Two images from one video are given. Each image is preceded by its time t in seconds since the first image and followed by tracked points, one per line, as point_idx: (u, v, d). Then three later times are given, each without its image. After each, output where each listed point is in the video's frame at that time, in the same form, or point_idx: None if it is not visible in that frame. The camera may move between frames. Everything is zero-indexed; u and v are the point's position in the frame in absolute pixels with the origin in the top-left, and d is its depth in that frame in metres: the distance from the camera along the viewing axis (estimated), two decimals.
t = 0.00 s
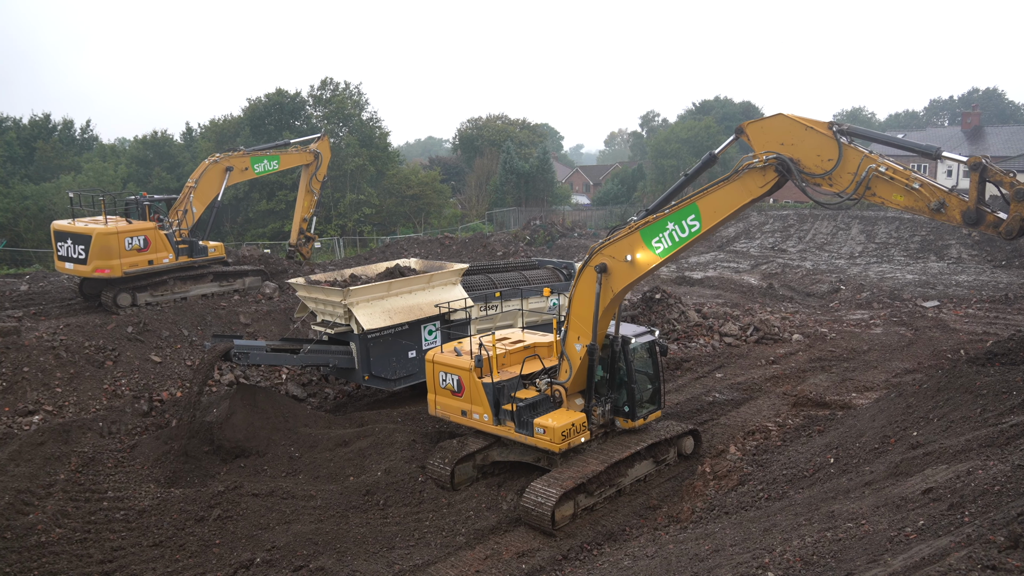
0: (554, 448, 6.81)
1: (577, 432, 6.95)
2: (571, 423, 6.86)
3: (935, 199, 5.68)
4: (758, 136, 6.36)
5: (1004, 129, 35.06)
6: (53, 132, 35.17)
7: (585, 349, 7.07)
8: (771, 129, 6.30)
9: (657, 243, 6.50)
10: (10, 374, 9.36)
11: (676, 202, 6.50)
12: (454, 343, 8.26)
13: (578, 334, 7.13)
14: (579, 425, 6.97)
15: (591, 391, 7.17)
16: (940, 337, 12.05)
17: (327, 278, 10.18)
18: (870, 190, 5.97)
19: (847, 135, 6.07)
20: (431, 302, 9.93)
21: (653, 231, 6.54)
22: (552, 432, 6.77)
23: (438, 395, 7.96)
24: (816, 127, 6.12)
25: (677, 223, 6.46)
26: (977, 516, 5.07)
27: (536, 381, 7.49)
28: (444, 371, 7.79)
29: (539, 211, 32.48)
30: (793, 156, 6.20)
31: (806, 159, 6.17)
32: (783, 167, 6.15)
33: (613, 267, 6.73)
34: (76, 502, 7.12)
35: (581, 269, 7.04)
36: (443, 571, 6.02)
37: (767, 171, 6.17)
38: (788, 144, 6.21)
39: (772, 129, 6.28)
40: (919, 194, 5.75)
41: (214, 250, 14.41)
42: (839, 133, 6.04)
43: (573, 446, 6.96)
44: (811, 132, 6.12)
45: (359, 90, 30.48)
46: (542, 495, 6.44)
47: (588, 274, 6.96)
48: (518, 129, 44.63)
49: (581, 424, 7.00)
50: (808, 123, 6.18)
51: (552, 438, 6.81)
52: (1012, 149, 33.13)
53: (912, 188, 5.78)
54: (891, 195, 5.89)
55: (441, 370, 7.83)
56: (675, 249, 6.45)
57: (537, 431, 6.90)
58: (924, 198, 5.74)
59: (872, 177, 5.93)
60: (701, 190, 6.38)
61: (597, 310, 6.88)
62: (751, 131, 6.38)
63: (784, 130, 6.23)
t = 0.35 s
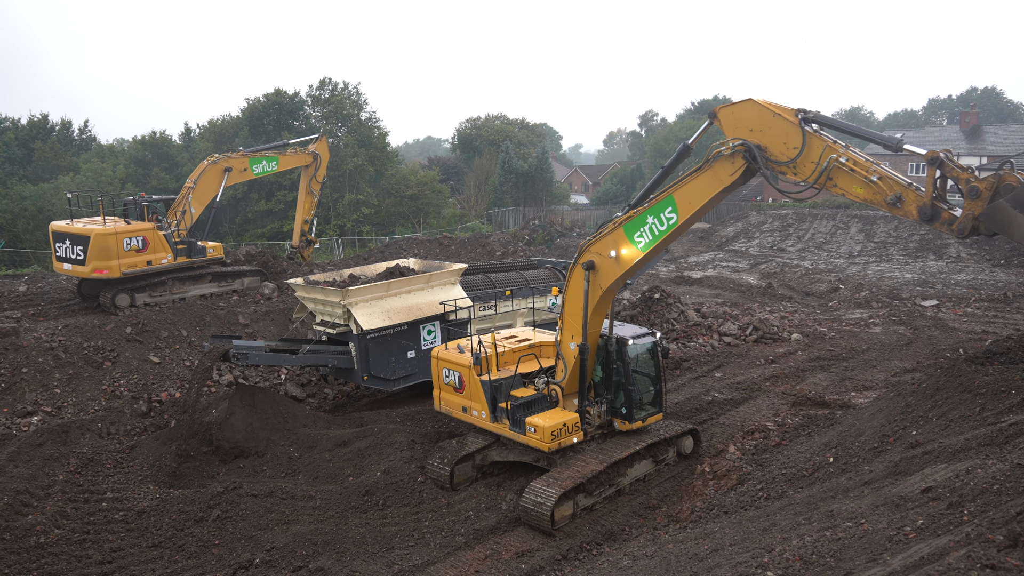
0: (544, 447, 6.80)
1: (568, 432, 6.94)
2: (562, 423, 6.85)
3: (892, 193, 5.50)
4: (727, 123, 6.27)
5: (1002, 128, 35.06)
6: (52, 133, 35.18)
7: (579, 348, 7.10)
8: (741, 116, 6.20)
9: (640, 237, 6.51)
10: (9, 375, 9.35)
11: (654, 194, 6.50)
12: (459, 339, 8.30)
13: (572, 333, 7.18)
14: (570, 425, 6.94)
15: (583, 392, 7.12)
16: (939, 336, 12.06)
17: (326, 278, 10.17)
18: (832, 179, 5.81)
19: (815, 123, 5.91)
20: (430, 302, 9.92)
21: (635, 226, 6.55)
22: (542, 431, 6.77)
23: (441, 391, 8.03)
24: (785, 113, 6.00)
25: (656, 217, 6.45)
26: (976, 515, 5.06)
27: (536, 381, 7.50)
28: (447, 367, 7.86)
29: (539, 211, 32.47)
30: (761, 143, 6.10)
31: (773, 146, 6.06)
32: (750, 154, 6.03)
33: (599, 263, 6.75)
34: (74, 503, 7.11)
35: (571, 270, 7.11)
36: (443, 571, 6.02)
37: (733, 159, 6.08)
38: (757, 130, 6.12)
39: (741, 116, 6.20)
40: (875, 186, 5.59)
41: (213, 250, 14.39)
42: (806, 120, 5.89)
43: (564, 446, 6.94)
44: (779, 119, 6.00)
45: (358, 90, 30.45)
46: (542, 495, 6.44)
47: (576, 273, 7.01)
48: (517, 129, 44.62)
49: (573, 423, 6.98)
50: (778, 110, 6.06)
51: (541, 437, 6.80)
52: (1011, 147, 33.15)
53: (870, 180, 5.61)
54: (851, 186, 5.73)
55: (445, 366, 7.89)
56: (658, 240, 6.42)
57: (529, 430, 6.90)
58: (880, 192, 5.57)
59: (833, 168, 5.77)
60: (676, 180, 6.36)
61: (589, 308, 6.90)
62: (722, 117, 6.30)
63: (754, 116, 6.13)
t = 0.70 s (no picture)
0: (532, 445, 6.86)
1: (558, 432, 6.96)
2: (551, 422, 6.88)
3: (830, 189, 5.27)
4: (690, 112, 6.17)
5: (1001, 129, 35.06)
6: (51, 133, 35.20)
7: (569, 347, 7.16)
8: (705, 103, 6.08)
9: (620, 232, 6.54)
10: (7, 375, 9.34)
11: (628, 190, 6.52)
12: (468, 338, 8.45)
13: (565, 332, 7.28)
14: (559, 425, 6.96)
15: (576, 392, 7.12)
16: (938, 336, 12.07)
17: (325, 278, 10.17)
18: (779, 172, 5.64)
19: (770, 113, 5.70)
20: (430, 302, 9.91)
21: (615, 222, 6.62)
22: (529, 430, 6.83)
23: (450, 387, 8.24)
24: (742, 101, 5.84)
25: (632, 211, 6.45)
26: (975, 516, 5.07)
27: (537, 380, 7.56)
28: (454, 364, 8.07)
29: (538, 211, 32.47)
30: (718, 132, 5.96)
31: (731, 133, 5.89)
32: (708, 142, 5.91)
33: (583, 261, 6.86)
34: (73, 503, 7.11)
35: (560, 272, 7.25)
36: (442, 571, 6.02)
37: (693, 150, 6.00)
38: (716, 117, 5.98)
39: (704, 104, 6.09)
40: (816, 182, 5.37)
41: (212, 250, 14.38)
42: (760, 108, 5.71)
43: (553, 446, 6.96)
44: (736, 107, 5.84)
45: (357, 90, 30.46)
46: (541, 495, 6.44)
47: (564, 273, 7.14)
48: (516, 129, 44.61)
49: (563, 423, 6.99)
50: (737, 97, 5.89)
51: (529, 436, 6.86)
52: (1010, 148, 33.17)
53: (812, 175, 5.39)
54: (797, 180, 5.54)
55: (452, 363, 8.10)
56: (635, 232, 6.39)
57: (519, 428, 6.97)
58: (820, 188, 5.34)
59: (780, 161, 5.59)
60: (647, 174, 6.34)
61: (578, 305, 6.98)
62: (686, 105, 6.21)
63: (715, 104, 6.00)
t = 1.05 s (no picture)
0: (519, 443, 6.97)
1: (546, 432, 7.02)
2: (538, 422, 6.96)
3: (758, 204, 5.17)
4: (654, 109, 6.13)
5: (1001, 130, 35.02)
6: (51, 132, 35.21)
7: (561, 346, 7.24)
8: (667, 100, 5.99)
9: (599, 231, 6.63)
10: (7, 374, 9.33)
11: (606, 190, 6.60)
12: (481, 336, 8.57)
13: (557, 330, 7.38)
14: (548, 425, 7.01)
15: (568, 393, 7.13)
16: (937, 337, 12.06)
17: (325, 278, 10.16)
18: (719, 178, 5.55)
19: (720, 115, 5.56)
20: (430, 302, 9.90)
21: (596, 221, 6.69)
22: (516, 428, 6.94)
23: (461, 381, 8.41)
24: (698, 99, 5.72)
25: (609, 211, 6.51)
26: (975, 517, 5.07)
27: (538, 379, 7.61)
28: (462, 360, 8.23)
29: (539, 211, 32.46)
30: (676, 132, 5.88)
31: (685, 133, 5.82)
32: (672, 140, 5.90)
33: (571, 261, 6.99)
34: (73, 503, 7.10)
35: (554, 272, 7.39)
36: (442, 571, 6.02)
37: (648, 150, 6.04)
38: (674, 117, 5.90)
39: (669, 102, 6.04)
40: (746, 194, 5.26)
41: (212, 250, 14.38)
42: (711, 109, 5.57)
43: (542, 445, 7.03)
44: (691, 107, 5.73)
45: (357, 90, 30.46)
46: (541, 496, 6.44)
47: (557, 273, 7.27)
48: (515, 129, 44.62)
49: (552, 423, 7.01)
50: (697, 95, 5.77)
51: (516, 434, 6.96)
52: (1010, 148, 33.18)
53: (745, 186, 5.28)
54: (732, 190, 5.43)
55: (461, 358, 8.26)
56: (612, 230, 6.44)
57: (509, 425, 7.08)
58: (749, 201, 5.24)
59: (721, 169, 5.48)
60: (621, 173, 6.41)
61: (568, 303, 7.07)
62: (653, 102, 6.14)
63: (675, 102, 5.90)
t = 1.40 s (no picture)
0: (507, 440, 7.11)
1: (535, 431, 7.10)
2: (526, 420, 7.06)
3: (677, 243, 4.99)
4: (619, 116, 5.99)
5: (1002, 131, 34.99)
6: (51, 131, 35.25)
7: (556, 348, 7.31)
8: (628, 109, 5.82)
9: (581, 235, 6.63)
10: (8, 373, 9.33)
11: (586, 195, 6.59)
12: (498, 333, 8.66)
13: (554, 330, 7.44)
14: (536, 425, 7.09)
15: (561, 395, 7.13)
16: (937, 339, 12.07)
17: (326, 278, 10.17)
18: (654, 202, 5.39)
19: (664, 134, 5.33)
20: (430, 302, 9.89)
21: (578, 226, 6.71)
22: (504, 425, 7.09)
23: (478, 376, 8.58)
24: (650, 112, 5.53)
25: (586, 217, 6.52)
26: (975, 518, 5.07)
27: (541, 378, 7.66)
28: (478, 355, 8.39)
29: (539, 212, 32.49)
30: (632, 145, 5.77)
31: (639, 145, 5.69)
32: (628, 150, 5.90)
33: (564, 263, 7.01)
34: (73, 502, 7.10)
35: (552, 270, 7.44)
36: (441, 571, 6.02)
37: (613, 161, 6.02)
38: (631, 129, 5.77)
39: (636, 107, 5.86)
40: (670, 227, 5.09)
41: (213, 250, 14.39)
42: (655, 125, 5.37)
43: (532, 444, 7.13)
44: (641, 124, 5.56)
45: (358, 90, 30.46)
46: (541, 496, 6.45)
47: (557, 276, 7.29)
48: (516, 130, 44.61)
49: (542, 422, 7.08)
50: (651, 110, 5.57)
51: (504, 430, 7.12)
52: (1011, 150, 33.19)
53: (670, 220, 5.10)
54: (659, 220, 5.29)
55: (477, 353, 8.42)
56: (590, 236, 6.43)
57: (500, 422, 7.23)
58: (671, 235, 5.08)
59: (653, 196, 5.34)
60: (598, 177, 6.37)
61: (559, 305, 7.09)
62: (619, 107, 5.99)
63: (632, 113, 5.73)
